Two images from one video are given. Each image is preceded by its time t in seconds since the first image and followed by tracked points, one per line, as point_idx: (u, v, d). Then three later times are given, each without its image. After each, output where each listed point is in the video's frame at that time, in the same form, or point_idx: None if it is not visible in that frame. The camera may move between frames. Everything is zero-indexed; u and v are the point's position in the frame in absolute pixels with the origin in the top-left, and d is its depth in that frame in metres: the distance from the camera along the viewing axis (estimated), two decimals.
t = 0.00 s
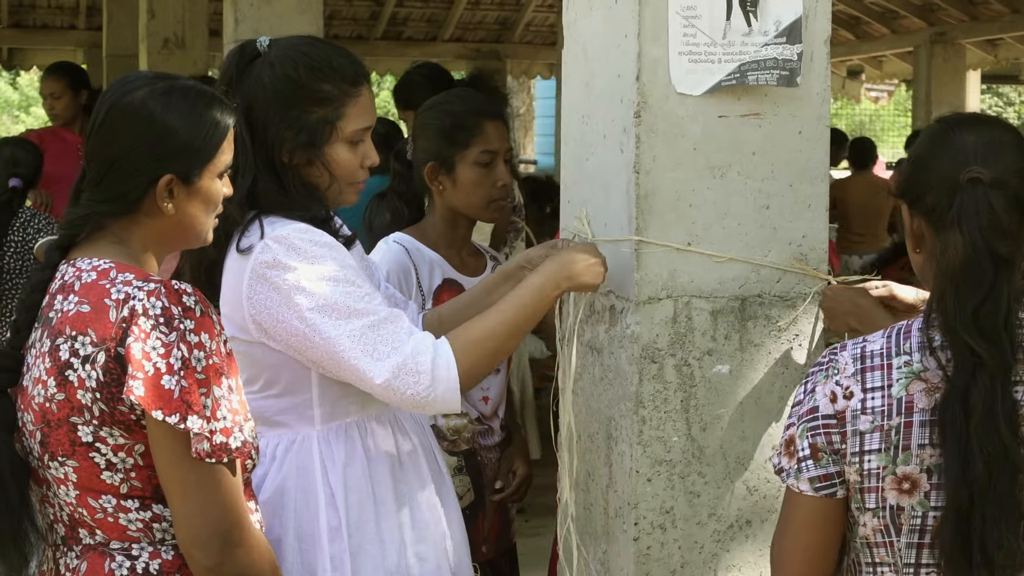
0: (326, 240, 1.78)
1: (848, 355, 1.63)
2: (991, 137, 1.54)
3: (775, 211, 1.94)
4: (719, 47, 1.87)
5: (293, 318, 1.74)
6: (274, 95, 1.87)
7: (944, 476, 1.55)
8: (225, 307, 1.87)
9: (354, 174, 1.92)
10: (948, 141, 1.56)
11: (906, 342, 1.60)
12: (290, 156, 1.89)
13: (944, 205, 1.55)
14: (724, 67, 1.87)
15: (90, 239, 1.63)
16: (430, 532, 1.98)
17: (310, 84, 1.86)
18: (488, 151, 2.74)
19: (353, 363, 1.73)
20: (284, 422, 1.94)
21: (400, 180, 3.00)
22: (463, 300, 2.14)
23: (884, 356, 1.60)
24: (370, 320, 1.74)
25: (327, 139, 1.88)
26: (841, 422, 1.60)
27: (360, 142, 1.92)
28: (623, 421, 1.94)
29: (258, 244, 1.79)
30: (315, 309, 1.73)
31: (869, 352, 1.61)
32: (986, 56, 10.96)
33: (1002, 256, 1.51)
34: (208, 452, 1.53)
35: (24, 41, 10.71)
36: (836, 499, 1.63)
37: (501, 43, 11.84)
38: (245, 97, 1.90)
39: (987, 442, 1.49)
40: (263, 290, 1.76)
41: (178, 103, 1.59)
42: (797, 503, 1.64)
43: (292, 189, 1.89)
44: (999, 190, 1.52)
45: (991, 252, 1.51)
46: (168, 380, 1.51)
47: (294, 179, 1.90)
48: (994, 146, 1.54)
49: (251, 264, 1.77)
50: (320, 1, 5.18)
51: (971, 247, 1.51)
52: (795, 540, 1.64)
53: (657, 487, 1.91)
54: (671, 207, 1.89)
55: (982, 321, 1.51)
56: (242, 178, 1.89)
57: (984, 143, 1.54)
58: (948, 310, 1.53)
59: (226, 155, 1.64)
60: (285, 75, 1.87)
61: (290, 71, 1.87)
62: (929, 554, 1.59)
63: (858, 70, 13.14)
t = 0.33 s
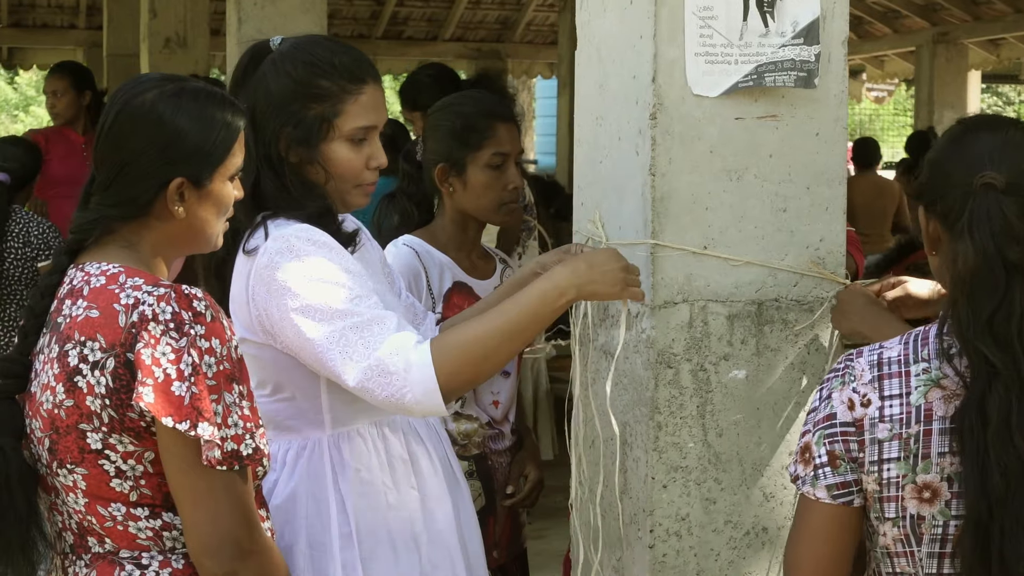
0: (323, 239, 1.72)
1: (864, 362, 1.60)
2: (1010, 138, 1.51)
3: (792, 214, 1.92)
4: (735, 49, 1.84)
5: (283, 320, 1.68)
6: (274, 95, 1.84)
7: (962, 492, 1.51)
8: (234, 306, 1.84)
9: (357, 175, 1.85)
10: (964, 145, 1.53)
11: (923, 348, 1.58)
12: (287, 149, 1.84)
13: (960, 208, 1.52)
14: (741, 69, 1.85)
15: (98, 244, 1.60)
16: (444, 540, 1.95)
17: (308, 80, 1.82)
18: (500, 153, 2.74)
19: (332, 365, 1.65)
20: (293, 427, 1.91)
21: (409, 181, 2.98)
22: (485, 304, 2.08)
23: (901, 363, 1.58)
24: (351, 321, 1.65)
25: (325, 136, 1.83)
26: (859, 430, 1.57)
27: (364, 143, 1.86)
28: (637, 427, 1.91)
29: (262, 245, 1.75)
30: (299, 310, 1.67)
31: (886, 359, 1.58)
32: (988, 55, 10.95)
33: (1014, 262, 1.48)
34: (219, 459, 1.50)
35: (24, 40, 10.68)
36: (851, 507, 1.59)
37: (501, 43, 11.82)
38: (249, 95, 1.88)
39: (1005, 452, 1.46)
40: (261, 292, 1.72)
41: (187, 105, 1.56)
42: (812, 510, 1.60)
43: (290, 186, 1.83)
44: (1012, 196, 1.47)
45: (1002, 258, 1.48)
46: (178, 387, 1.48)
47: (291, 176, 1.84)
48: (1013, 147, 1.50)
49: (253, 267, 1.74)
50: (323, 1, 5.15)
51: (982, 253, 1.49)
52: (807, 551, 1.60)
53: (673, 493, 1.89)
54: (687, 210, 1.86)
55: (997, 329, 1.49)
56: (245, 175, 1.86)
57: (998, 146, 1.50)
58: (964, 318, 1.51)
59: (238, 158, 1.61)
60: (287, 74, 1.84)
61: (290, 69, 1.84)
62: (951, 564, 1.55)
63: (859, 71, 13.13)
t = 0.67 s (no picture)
0: (329, 237, 1.68)
1: (884, 369, 1.57)
2: None
3: (812, 216, 1.89)
4: (755, 48, 1.81)
5: (286, 317, 1.65)
6: (286, 96, 1.82)
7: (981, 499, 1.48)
8: (244, 310, 1.81)
9: (370, 178, 1.82)
10: (980, 147, 1.51)
11: (945, 355, 1.54)
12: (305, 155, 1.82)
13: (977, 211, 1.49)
14: (760, 68, 1.82)
15: (109, 246, 1.57)
16: (453, 548, 1.90)
17: (322, 81, 1.80)
18: (513, 154, 2.74)
19: (338, 360, 1.61)
20: (300, 431, 1.89)
21: (419, 181, 2.96)
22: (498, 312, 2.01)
23: (924, 370, 1.54)
24: (357, 314, 1.62)
25: (335, 139, 1.80)
26: (882, 439, 1.53)
27: (376, 146, 1.83)
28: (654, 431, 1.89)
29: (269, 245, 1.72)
30: (302, 306, 1.63)
31: (907, 366, 1.55)
32: (991, 55, 10.96)
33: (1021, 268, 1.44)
34: (234, 466, 1.47)
35: (24, 39, 10.64)
36: (876, 517, 1.56)
37: (502, 42, 11.80)
38: (262, 95, 1.85)
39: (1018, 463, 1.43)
40: (265, 291, 1.68)
41: (200, 104, 1.53)
42: (837, 522, 1.57)
43: (298, 188, 1.81)
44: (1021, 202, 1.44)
45: (1007, 263, 1.44)
46: (191, 392, 1.45)
47: (299, 178, 1.82)
48: None
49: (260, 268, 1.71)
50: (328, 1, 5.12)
51: (989, 258, 1.46)
52: (831, 564, 1.56)
53: (692, 499, 1.87)
54: (706, 212, 1.83)
55: (1003, 334, 1.45)
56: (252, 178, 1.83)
57: (1013, 149, 1.48)
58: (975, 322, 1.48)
59: (251, 158, 1.58)
60: (302, 75, 1.81)
61: (303, 70, 1.82)
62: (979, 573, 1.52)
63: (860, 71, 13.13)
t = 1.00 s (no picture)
0: (343, 238, 1.65)
1: (908, 371, 1.53)
2: None
3: (833, 215, 1.87)
4: (775, 44, 1.79)
5: (301, 319, 1.62)
6: (313, 95, 1.79)
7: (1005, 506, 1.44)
8: (257, 312, 1.78)
9: (394, 178, 1.82)
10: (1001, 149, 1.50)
11: (970, 356, 1.51)
12: (324, 154, 1.79)
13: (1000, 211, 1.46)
14: (781, 65, 1.80)
15: (121, 245, 1.52)
16: (471, 549, 1.88)
17: (351, 81, 1.78)
18: (525, 153, 2.73)
19: (353, 361, 1.58)
20: (316, 432, 1.86)
21: (429, 179, 2.93)
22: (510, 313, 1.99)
23: (948, 372, 1.50)
24: (372, 315, 1.59)
25: (361, 140, 1.78)
26: (905, 441, 1.49)
27: (401, 145, 1.82)
28: (672, 432, 1.87)
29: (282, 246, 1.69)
30: (317, 307, 1.61)
31: (931, 367, 1.51)
32: (994, 52, 11.11)
33: None
34: (249, 470, 1.42)
35: (23, 39, 10.61)
36: (899, 521, 1.52)
37: (502, 42, 11.80)
38: (283, 95, 1.82)
39: None
40: (279, 293, 1.66)
41: (211, 101, 1.49)
42: (858, 525, 1.53)
43: (325, 191, 1.79)
44: None
45: None
46: (205, 395, 1.39)
47: (326, 181, 1.80)
48: None
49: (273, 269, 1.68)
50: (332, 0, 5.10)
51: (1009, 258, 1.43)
52: (853, 566, 1.53)
53: (711, 502, 1.84)
54: (725, 211, 1.81)
55: None
56: (271, 179, 1.81)
57: None
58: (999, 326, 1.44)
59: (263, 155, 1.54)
60: (326, 73, 1.79)
61: (330, 69, 1.79)
62: None
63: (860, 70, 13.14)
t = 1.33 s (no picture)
0: (347, 238, 1.64)
1: (919, 371, 1.47)
2: None
3: (840, 214, 1.86)
4: (782, 43, 1.77)
5: (305, 321, 1.60)
6: (315, 92, 1.77)
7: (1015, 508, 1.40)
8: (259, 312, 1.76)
9: (397, 178, 1.80)
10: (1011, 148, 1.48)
11: (981, 356, 1.46)
12: (328, 154, 1.77)
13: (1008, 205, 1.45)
14: (788, 64, 1.78)
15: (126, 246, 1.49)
16: (475, 552, 1.85)
17: (354, 79, 1.76)
18: (524, 153, 2.72)
19: (359, 362, 1.56)
20: (318, 434, 1.83)
21: (427, 178, 2.91)
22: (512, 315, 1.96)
23: (959, 372, 1.45)
24: (378, 316, 1.57)
25: (366, 139, 1.76)
26: (916, 442, 1.45)
27: (403, 145, 1.80)
28: (678, 434, 1.85)
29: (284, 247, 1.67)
30: (322, 308, 1.59)
31: (943, 367, 1.46)
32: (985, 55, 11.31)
33: None
34: (253, 477, 1.39)
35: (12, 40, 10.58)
36: (908, 522, 1.48)
37: (492, 43, 11.83)
38: (285, 93, 1.80)
39: None
40: (283, 294, 1.64)
41: (203, 91, 1.47)
42: (868, 526, 1.49)
43: (327, 189, 1.78)
44: None
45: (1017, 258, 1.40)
46: (210, 401, 1.36)
47: (328, 180, 1.79)
48: None
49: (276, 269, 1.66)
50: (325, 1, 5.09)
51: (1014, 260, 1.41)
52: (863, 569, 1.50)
53: (717, 504, 1.83)
54: (732, 210, 1.79)
55: None
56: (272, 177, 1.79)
57: None
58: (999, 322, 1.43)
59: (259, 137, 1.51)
60: (330, 71, 1.77)
61: (333, 66, 1.77)
62: None
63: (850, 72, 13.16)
